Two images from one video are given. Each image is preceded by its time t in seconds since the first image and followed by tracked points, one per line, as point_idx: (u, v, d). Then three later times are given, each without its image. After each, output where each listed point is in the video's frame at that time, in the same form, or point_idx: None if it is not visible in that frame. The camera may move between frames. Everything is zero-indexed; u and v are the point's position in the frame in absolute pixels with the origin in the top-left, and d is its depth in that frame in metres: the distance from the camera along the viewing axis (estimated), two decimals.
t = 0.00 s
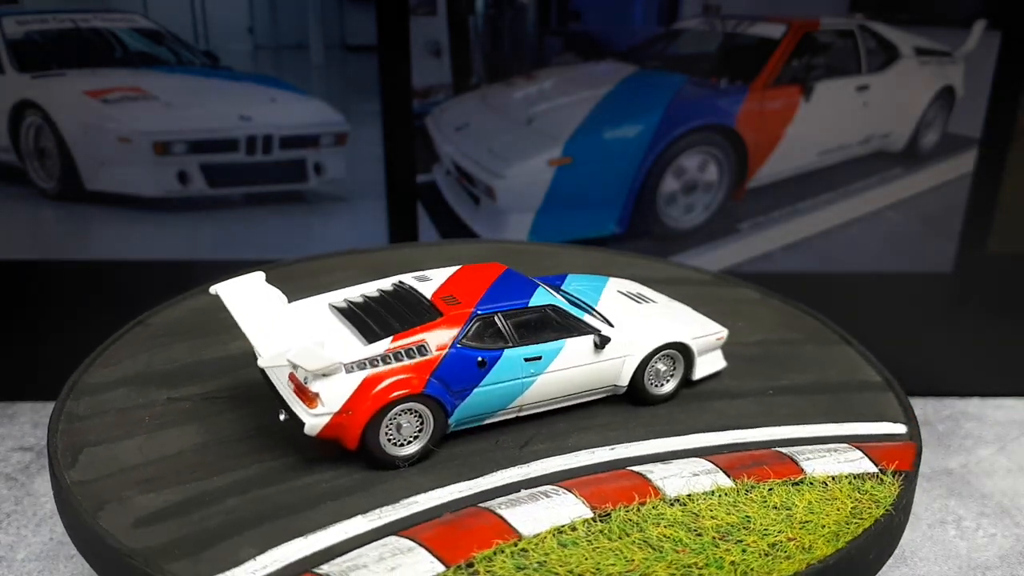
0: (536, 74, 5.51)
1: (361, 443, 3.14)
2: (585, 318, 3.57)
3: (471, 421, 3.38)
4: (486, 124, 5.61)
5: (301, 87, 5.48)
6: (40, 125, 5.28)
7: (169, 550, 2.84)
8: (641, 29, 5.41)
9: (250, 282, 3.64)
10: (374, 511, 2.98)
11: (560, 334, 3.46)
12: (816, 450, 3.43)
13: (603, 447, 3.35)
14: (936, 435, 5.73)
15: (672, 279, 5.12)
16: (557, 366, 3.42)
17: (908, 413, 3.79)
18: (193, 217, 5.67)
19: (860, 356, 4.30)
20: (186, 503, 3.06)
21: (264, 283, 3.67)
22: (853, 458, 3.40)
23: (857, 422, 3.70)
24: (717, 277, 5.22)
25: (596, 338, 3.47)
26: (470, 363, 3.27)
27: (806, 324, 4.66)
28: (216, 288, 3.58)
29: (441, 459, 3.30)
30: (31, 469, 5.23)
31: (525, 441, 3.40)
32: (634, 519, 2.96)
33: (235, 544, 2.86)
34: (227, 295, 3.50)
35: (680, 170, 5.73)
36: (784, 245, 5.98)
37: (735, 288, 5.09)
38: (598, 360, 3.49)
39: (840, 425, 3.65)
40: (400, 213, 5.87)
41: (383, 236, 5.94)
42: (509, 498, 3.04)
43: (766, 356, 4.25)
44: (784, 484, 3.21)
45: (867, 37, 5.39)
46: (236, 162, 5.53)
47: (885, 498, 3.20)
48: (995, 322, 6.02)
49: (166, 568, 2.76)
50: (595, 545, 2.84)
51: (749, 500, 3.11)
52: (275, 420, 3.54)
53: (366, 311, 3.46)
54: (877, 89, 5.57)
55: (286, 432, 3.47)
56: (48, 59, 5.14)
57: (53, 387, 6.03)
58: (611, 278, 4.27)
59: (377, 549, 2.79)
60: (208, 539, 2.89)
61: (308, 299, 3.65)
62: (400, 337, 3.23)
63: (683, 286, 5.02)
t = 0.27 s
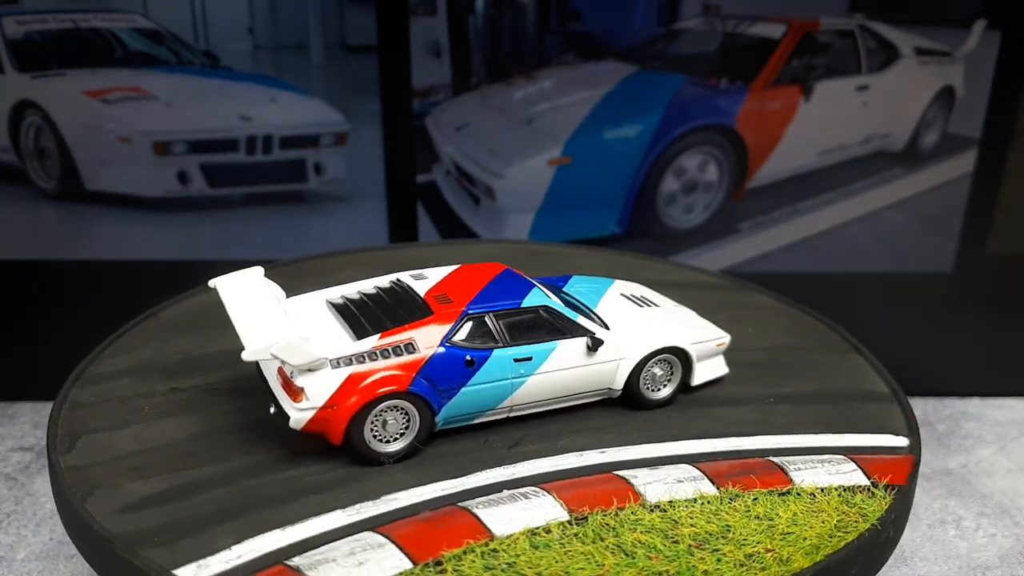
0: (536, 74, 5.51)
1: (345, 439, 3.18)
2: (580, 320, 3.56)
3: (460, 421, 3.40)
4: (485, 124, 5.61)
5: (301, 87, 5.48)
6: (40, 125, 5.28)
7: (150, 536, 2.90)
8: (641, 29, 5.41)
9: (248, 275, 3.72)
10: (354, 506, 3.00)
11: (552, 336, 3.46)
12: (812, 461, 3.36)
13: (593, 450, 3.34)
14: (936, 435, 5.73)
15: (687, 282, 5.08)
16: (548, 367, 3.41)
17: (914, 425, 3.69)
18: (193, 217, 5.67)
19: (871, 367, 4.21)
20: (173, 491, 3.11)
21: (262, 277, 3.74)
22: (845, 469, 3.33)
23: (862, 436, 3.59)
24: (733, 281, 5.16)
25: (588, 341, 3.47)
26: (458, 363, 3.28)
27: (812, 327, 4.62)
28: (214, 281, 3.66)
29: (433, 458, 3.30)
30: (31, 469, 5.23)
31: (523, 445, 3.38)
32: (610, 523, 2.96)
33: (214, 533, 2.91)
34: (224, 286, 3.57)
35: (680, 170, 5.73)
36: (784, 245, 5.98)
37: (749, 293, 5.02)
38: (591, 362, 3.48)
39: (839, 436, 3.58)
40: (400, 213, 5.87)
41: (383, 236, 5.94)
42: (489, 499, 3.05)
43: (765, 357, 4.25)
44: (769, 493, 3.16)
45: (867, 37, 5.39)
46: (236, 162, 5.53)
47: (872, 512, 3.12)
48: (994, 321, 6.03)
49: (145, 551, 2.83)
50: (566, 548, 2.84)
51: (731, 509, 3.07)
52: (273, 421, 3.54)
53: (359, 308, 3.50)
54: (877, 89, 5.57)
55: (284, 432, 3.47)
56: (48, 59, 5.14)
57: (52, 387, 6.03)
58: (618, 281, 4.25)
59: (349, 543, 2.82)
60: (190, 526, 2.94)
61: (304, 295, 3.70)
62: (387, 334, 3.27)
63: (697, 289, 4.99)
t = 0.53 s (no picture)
0: (536, 74, 5.51)
1: (332, 434, 3.22)
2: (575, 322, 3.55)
3: (449, 419, 3.43)
4: (485, 124, 5.61)
5: (301, 87, 5.48)
6: (40, 125, 5.28)
7: (134, 523, 2.97)
8: (641, 29, 5.42)
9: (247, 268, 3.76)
10: (336, 500, 3.04)
11: (544, 337, 3.46)
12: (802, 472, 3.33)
13: (583, 453, 3.35)
14: (936, 435, 5.73)
15: (701, 287, 5.06)
16: (538, 369, 3.42)
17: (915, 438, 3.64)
18: (193, 217, 5.67)
19: (875, 377, 4.16)
20: (161, 481, 3.18)
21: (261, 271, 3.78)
22: (836, 481, 3.29)
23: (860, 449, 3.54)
24: (749, 287, 5.12)
25: (581, 343, 3.47)
26: (447, 362, 3.30)
27: (817, 331, 4.61)
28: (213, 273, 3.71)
29: (426, 459, 3.31)
30: (31, 469, 5.23)
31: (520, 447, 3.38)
32: (586, 526, 2.97)
33: (196, 522, 2.97)
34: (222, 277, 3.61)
35: (680, 170, 5.72)
36: (784, 245, 5.98)
37: (764, 300, 4.97)
38: (583, 365, 3.48)
39: (836, 447, 3.53)
40: (400, 213, 5.87)
41: (383, 236, 5.94)
42: (469, 498, 3.08)
43: (764, 359, 4.25)
44: (753, 502, 3.14)
45: (867, 37, 5.39)
46: (236, 162, 5.53)
47: (859, 526, 3.07)
48: (994, 321, 6.03)
49: (127, 538, 2.90)
50: (538, 551, 2.86)
51: (713, 517, 3.06)
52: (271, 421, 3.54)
53: (354, 306, 3.52)
54: (877, 89, 5.57)
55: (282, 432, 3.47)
56: (48, 59, 5.14)
57: (52, 387, 6.03)
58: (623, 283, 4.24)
59: (324, 537, 2.87)
60: (173, 514, 3.01)
61: (301, 291, 3.72)
62: (377, 332, 3.30)
63: (708, 294, 4.97)
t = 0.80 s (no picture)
0: (536, 74, 5.51)
1: (319, 429, 3.26)
2: (568, 324, 3.54)
3: (439, 417, 3.44)
4: (485, 124, 5.61)
5: (302, 87, 5.48)
6: (40, 125, 5.28)
7: (118, 510, 3.05)
8: (641, 29, 5.42)
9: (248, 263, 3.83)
10: (319, 494, 3.08)
11: (536, 338, 3.46)
12: (793, 481, 3.29)
13: (572, 455, 3.34)
14: (936, 435, 5.73)
15: (714, 291, 5.02)
16: (528, 370, 3.41)
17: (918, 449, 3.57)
18: (193, 217, 5.67)
19: (881, 386, 4.08)
20: (151, 469, 3.25)
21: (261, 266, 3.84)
22: (825, 492, 3.24)
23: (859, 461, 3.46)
24: (764, 292, 5.07)
25: (573, 345, 3.46)
26: (435, 360, 3.32)
27: (822, 334, 4.57)
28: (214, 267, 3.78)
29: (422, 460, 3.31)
30: (31, 469, 5.23)
31: (518, 451, 3.37)
32: (562, 529, 2.98)
33: (178, 511, 3.03)
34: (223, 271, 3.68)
35: (680, 170, 5.71)
36: (784, 245, 5.98)
37: (778, 305, 4.92)
38: (574, 367, 3.47)
39: (832, 457, 3.47)
40: (400, 213, 5.87)
41: (383, 236, 5.94)
42: (450, 496, 3.10)
43: (762, 360, 4.25)
44: (736, 511, 3.12)
45: (867, 37, 5.39)
46: (236, 162, 5.53)
47: (843, 539, 3.03)
48: (994, 321, 6.04)
49: (110, 524, 2.98)
50: (510, 553, 2.87)
51: (693, 524, 3.04)
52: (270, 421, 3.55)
53: (348, 302, 3.57)
54: (877, 89, 5.57)
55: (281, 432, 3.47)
56: (48, 59, 5.14)
57: (52, 387, 6.03)
58: (629, 286, 4.22)
59: (301, 530, 2.92)
60: (158, 503, 3.07)
61: (299, 287, 3.78)
62: (367, 328, 3.34)
63: (719, 297, 4.94)
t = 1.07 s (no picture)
0: (536, 74, 5.53)
1: (308, 423, 3.32)
2: (561, 324, 3.53)
3: (428, 415, 3.47)
4: (485, 124, 5.59)
5: (302, 87, 5.48)
6: (40, 125, 5.28)
7: (106, 497, 3.15)
8: (641, 29, 5.44)
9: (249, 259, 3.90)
10: (303, 488, 3.14)
11: (527, 338, 3.46)
12: (781, 490, 3.26)
13: (559, 457, 3.34)
14: (936, 435, 5.73)
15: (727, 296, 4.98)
16: (518, 371, 3.42)
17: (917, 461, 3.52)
18: (193, 217, 5.67)
19: (883, 396, 4.01)
20: (144, 457, 3.36)
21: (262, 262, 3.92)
22: (810, 503, 3.22)
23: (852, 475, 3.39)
24: (778, 299, 5.03)
25: (565, 346, 3.45)
26: (424, 359, 3.34)
27: (827, 339, 4.54)
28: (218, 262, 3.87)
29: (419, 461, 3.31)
30: (31, 469, 5.23)
31: (515, 454, 3.36)
32: (538, 530, 3.02)
33: (163, 499, 3.12)
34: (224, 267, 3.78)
35: (680, 170, 5.70)
36: (784, 245, 5.98)
37: (791, 312, 4.87)
38: (565, 369, 3.47)
39: (826, 468, 3.42)
40: (401, 213, 5.87)
41: (383, 236, 5.93)
42: (431, 494, 3.13)
43: (761, 361, 4.25)
44: (717, 519, 3.12)
45: (867, 37, 5.39)
46: (236, 162, 5.53)
47: (823, 552, 3.02)
48: (993, 321, 6.04)
49: (96, 510, 3.08)
50: (482, 553, 2.92)
51: (672, 530, 3.06)
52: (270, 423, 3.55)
53: (343, 298, 3.61)
54: (877, 89, 5.57)
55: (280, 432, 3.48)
56: (48, 59, 5.14)
57: (52, 387, 6.03)
58: (634, 289, 4.19)
59: (279, 522, 2.99)
60: (144, 491, 3.17)
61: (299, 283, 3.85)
62: (357, 324, 3.37)
63: (726, 302, 4.90)
